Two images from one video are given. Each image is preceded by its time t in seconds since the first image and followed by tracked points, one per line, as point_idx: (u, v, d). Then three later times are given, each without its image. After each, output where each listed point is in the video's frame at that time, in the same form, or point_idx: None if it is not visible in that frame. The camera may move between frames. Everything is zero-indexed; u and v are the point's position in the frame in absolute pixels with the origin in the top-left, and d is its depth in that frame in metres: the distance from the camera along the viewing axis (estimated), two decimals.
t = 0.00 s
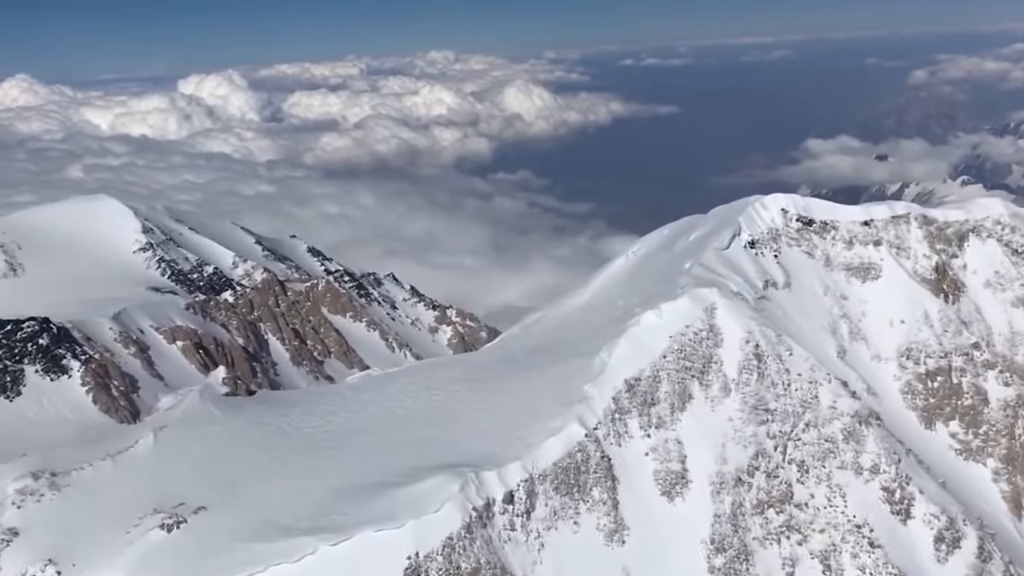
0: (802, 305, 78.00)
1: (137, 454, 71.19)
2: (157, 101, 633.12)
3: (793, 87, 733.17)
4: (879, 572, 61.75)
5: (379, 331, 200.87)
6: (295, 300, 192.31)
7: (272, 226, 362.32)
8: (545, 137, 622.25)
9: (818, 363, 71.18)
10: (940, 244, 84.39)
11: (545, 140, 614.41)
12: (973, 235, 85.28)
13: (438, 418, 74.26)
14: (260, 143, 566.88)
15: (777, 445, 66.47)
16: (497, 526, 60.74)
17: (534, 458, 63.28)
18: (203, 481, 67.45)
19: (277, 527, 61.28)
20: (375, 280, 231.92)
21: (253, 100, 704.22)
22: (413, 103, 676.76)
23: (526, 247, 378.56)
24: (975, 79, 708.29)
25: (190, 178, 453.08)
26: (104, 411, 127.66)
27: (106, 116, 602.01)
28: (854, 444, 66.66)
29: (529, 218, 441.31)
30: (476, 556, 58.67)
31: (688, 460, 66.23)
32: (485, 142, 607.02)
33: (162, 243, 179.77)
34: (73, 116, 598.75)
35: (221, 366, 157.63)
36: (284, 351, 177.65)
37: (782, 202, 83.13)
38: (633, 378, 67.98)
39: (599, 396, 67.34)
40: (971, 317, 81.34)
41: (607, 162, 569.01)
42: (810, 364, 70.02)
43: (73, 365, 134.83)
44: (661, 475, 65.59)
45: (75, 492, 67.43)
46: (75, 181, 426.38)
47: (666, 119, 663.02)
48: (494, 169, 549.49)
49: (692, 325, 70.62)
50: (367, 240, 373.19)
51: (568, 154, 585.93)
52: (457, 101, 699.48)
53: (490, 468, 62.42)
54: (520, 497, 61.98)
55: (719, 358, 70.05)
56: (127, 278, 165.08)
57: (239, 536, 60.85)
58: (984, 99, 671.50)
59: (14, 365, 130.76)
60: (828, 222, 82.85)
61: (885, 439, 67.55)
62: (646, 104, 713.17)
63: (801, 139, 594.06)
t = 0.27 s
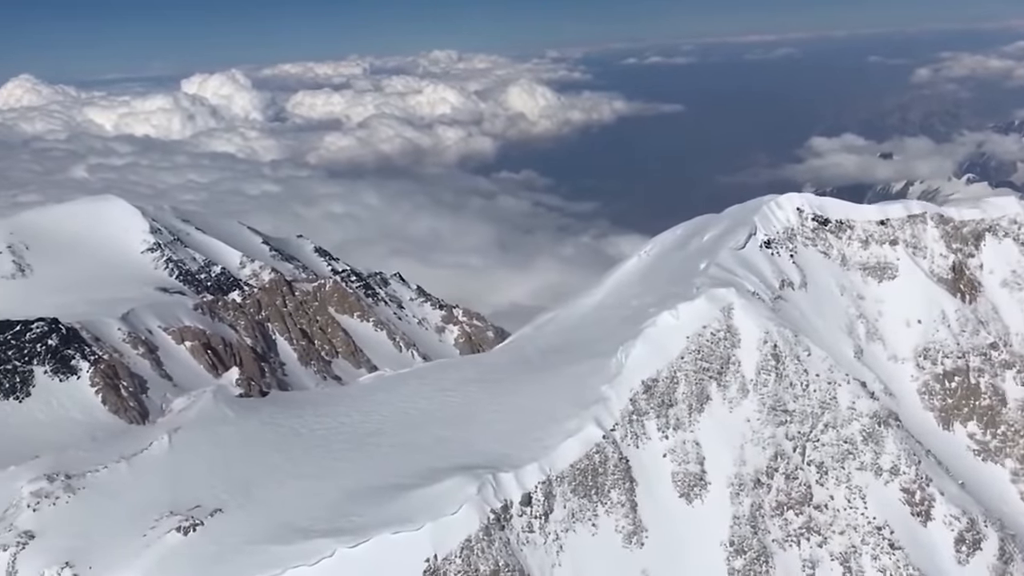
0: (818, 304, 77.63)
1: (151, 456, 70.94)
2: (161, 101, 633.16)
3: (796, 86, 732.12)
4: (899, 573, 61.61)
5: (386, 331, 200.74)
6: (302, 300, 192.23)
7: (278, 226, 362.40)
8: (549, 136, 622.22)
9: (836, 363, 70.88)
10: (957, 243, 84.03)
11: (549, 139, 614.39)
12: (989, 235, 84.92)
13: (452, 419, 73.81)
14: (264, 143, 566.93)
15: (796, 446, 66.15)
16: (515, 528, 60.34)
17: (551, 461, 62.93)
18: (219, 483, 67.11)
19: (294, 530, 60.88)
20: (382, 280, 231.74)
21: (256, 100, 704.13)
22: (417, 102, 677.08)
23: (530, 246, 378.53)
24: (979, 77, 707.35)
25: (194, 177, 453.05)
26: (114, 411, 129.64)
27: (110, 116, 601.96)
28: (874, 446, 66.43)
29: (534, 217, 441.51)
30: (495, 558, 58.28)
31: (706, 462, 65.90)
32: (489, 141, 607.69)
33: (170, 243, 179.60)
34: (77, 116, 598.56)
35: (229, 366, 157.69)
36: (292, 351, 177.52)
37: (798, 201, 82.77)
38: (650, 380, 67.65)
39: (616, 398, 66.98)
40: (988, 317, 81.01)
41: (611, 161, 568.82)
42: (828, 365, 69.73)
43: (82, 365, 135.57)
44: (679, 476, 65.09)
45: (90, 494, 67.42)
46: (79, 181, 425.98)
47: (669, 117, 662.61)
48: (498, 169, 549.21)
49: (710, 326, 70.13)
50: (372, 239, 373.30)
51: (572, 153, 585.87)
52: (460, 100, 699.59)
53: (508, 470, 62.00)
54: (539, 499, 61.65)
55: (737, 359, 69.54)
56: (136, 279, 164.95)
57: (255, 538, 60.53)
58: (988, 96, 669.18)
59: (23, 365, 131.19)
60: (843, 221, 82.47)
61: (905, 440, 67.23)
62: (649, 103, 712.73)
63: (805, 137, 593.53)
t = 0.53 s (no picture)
0: (839, 304, 77.19)
1: (172, 458, 70.86)
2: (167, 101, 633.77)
3: (802, 84, 730.49)
4: None
5: (395, 331, 200.68)
6: (312, 300, 192.44)
7: (285, 225, 362.54)
8: (555, 135, 621.95)
9: (860, 366, 70.95)
10: (978, 243, 83.03)
11: (555, 138, 614.23)
12: (1010, 235, 83.14)
13: (473, 420, 73.73)
14: (270, 142, 567.35)
15: (820, 448, 65.62)
16: (538, 531, 59.91)
17: (575, 464, 63.54)
18: (240, 486, 66.88)
19: (316, 533, 60.48)
20: (391, 280, 231.45)
21: (262, 100, 704.96)
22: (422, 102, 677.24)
23: (537, 245, 377.74)
24: (985, 74, 705.11)
25: (200, 177, 453.32)
26: (126, 412, 130.98)
27: (116, 116, 602.57)
28: (898, 448, 66.04)
29: (540, 216, 441.22)
30: (518, 562, 57.53)
31: (730, 463, 64.97)
32: (494, 141, 607.59)
33: (180, 243, 180.06)
34: (83, 116, 599.45)
35: (239, 366, 157.80)
36: (302, 351, 177.43)
37: (818, 202, 83.53)
38: (674, 382, 68.26)
39: (639, 399, 67.57)
40: (1012, 318, 78.48)
41: (617, 160, 568.45)
42: (852, 366, 69.90)
43: (93, 366, 136.02)
44: (702, 478, 64.24)
45: (109, 497, 67.13)
46: (86, 181, 426.03)
47: (674, 117, 662.16)
48: (503, 168, 548.81)
49: (734, 327, 71.03)
50: (379, 239, 373.38)
51: (577, 152, 585.60)
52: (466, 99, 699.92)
53: (531, 474, 62.46)
54: (562, 502, 61.56)
55: (760, 360, 69.71)
56: (146, 280, 164.97)
57: (277, 542, 60.09)
58: (996, 93, 665.79)
59: (34, 367, 130.79)
60: (864, 221, 83.07)
61: (930, 442, 66.72)
62: (654, 102, 711.92)
63: (811, 136, 592.41)
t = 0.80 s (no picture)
0: (859, 305, 76.60)
1: (189, 462, 70.35)
2: (173, 101, 633.95)
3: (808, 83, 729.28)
4: None
5: (405, 331, 200.50)
6: (322, 301, 192.09)
7: (292, 225, 362.59)
8: (560, 134, 621.59)
9: (883, 367, 69.79)
10: (998, 244, 83.90)
11: (560, 138, 613.93)
12: None
13: (491, 423, 73.03)
14: (276, 142, 567.46)
15: (844, 451, 65.14)
16: (560, 535, 59.38)
17: (596, 466, 62.05)
18: (260, 490, 66.56)
19: (336, 538, 60.01)
20: (400, 280, 230.99)
21: (268, 100, 705.23)
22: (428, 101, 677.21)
23: (544, 245, 377.54)
24: (992, 72, 703.11)
25: (207, 178, 453.53)
26: (137, 414, 131.04)
27: (122, 117, 603.10)
28: (923, 451, 65.43)
29: (547, 216, 440.87)
30: (541, 565, 57.35)
31: (753, 466, 64.75)
32: (500, 140, 607.45)
33: (190, 244, 179.08)
34: (89, 117, 599.94)
35: (250, 368, 157.63)
36: (312, 352, 177.24)
37: (838, 201, 81.97)
38: (694, 384, 66.58)
39: (660, 402, 65.78)
40: None
41: (623, 159, 568.10)
42: (875, 368, 68.72)
43: (105, 368, 135.95)
44: (726, 482, 64.03)
45: (128, 500, 66.72)
46: (93, 182, 425.87)
47: (680, 116, 661.44)
48: (509, 167, 548.68)
49: (754, 329, 69.13)
50: (386, 239, 373.34)
51: (583, 151, 585.23)
52: (471, 99, 699.90)
53: (552, 476, 61.16)
54: (584, 506, 60.64)
55: (782, 362, 68.49)
56: (157, 281, 164.57)
57: (297, 547, 59.58)
58: (1002, 92, 664.18)
59: (46, 368, 131.57)
60: (884, 221, 81.69)
61: (954, 445, 66.20)
62: (660, 101, 711.64)
63: (818, 135, 591.20)
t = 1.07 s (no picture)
0: (879, 307, 76.08)
1: (206, 463, 70.16)
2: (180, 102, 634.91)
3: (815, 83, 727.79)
4: None
5: (413, 332, 200.34)
6: (331, 301, 192.07)
7: (299, 226, 362.62)
8: (566, 134, 621.27)
9: (904, 370, 69.78)
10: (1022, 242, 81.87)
11: (566, 138, 613.71)
12: None
13: (508, 423, 72.86)
14: (283, 142, 567.80)
15: (866, 454, 64.44)
16: (581, 538, 58.97)
17: (616, 469, 62.50)
18: (276, 491, 66.21)
19: (356, 541, 59.61)
20: (408, 281, 230.82)
21: (274, 100, 705.98)
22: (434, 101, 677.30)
23: (551, 245, 376.98)
24: (999, 71, 700.30)
25: (213, 178, 453.79)
26: (148, 415, 130.76)
27: (129, 117, 603.87)
28: (946, 454, 64.59)
29: (553, 216, 440.43)
30: (560, 569, 56.74)
31: (774, 469, 64.03)
32: (506, 140, 607.24)
33: (200, 245, 179.36)
34: (96, 117, 600.85)
35: (260, 368, 157.78)
36: (322, 352, 177.21)
37: (856, 202, 82.49)
38: (715, 387, 67.28)
39: (680, 405, 66.54)
40: None
41: (629, 159, 567.52)
42: (897, 372, 68.71)
43: (116, 369, 135.83)
44: (747, 485, 63.20)
45: (146, 503, 66.43)
46: (99, 182, 426.07)
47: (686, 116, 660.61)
48: (515, 167, 548.54)
49: (775, 332, 69.92)
50: (392, 239, 373.21)
51: (589, 151, 584.81)
52: (477, 99, 700.15)
53: (573, 480, 61.49)
54: (604, 509, 60.57)
55: (803, 365, 68.64)
56: (167, 282, 164.86)
57: (316, 550, 59.35)
58: (1009, 91, 661.81)
59: (58, 368, 132.01)
60: (902, 222, 81.96)
61: (977, 448, 65.23)
62: (665, 101, 711.07)
63: (824, 134, 589.78)
